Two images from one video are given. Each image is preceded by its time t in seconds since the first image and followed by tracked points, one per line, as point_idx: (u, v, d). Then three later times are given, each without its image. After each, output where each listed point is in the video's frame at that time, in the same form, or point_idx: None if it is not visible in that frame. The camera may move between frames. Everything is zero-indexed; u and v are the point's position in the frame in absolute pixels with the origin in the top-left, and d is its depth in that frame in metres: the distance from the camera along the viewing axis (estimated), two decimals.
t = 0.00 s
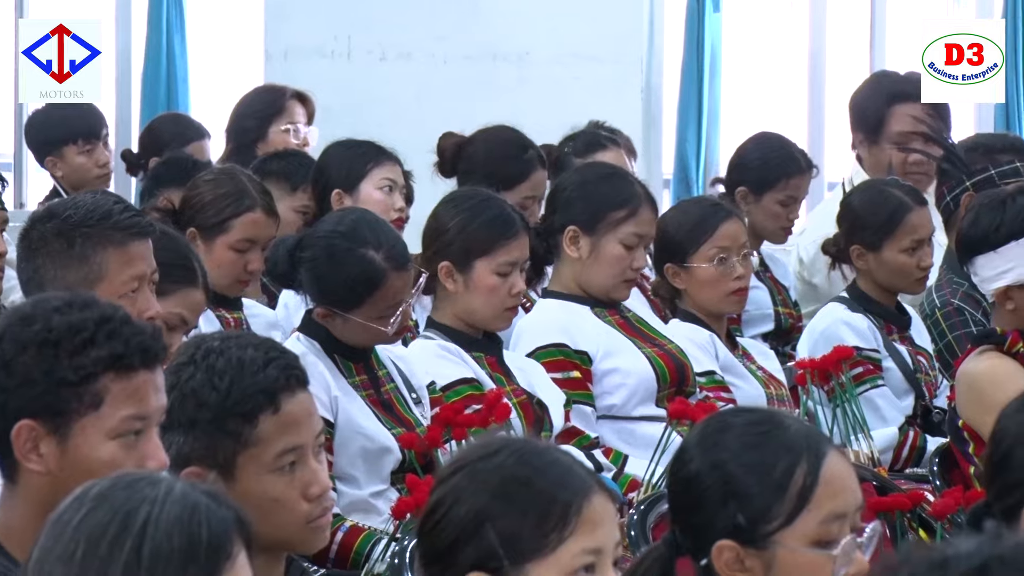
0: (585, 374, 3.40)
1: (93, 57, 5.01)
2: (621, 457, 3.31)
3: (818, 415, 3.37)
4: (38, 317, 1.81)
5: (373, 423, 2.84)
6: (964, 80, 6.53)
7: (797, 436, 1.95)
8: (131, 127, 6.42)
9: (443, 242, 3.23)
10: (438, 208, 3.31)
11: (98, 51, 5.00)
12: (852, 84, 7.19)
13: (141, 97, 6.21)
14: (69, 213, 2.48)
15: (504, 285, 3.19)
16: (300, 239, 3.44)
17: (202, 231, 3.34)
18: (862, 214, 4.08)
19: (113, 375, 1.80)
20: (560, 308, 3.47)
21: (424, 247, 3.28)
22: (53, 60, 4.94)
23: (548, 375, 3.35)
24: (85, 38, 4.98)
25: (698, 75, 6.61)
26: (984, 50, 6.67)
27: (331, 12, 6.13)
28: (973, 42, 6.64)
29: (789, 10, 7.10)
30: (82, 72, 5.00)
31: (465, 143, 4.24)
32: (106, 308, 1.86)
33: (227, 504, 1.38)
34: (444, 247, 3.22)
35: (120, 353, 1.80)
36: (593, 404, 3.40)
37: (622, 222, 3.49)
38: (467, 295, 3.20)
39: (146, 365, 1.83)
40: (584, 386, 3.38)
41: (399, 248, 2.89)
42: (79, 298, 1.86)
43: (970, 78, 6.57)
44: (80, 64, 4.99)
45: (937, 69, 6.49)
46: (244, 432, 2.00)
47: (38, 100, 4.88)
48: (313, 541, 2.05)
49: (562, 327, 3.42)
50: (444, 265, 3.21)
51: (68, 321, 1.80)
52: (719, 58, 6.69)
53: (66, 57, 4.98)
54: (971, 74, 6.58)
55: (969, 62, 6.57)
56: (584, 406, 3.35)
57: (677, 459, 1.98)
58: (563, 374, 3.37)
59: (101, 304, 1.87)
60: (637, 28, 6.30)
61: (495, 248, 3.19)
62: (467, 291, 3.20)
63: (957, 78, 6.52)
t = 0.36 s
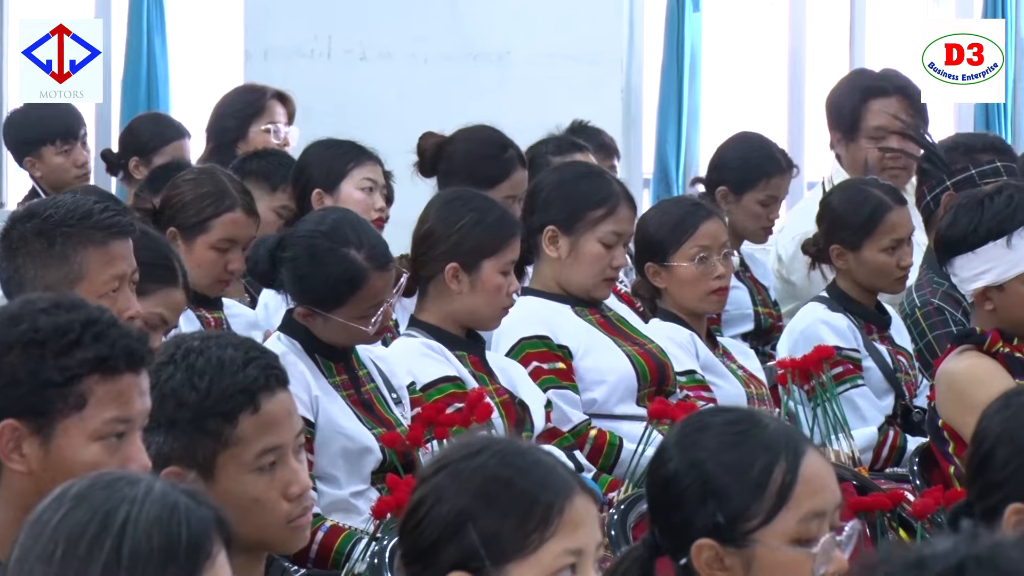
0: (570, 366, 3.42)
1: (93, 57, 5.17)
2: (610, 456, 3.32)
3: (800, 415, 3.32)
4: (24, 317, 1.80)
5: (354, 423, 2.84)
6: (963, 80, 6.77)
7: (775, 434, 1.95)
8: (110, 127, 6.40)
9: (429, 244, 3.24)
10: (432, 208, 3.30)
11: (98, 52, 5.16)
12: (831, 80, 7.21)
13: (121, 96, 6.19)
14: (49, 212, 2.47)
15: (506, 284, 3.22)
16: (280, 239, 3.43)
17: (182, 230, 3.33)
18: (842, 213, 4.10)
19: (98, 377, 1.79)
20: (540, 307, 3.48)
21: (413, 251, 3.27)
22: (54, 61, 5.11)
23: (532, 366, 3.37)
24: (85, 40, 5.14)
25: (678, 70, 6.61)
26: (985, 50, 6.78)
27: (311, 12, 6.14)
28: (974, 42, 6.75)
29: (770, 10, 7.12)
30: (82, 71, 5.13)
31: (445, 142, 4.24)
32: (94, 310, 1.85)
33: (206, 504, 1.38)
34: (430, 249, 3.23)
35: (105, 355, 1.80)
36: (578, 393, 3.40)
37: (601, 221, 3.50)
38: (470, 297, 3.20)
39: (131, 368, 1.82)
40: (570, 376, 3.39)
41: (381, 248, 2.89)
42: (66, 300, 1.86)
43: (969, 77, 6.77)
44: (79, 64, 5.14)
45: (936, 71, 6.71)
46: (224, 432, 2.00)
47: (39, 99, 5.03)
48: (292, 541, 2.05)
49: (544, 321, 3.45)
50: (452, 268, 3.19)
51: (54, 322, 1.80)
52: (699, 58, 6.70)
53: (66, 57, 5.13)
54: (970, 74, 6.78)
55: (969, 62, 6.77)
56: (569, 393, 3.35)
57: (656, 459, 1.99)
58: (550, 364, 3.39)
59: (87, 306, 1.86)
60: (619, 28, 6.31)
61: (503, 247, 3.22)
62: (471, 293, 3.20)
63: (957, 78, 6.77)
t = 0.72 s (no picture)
0: (548, 369, 3.43)
1: (93, 57, 5.29)
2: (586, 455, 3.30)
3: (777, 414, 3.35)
4: None
5: (333, 423, 2.84)
6: (963, 80, 7.12)
7: (753, 434, 1.96)
8: (90, 128, 6.38)
9: (409, 243, 3.24)
10: (414, 208, 3.30)
11: (98, 53, 5.28)
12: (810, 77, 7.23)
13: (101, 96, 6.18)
14: (30, 212, 2.46)
15: (486, 284, 3.23)
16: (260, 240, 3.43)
17: (161, 231, 3.33)
18: (821, 213, 4.12)
19: (59, 369, 1.79)
20: (518, 308, 3.48)
21: (394, 250, 3.27)
22: (54, 61, 5.20)
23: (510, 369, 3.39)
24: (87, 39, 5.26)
25: (658, 67, 6.62)
26: (985, 50, 7.00)
27: (290, 12, 6.14)
28: (974, 42, 6.99)
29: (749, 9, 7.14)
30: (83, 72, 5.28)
31: (424, 142, 4.24)
32: (53, 304, 1.86)
33: (187, 504, 1.38)
34: (410, 249, 3.23)
35: (65, 348, 1.80)
36: (555, 398, 3.42)
37: (580, 220, 3.51)
38: (450, 295, 3.20)
39: (93, 361, 1.82)
40: (548, 380, 3.42)
41: (360, 248, 2.89)
42: (27, 296, 1.87)
43: (969, 77, 7.10)
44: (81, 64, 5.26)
45: (936, 70, 7.08)
46: (203, 432, 2.00)
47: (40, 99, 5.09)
48: (271, 540, 2.05)
49: (523, 323, 3.46)
50: (431, 265, 3.19)
51: (14, 316, 1.80)
52: (678, 58, 6.72)
53: (66, 57, 5.23)
54: (970, 74, 7.09)
55: (969, 62, 7.08)
56: (547, 398, 3.39)
57: (635, 459, 2.00)
58: (527, 368, 3.40)
59: (48, 301, 1.87)
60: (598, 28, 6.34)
61: (483, 248, 3.22)
62: (451, 291, 3.20)
63: (957, 78, 7.10)
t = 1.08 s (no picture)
0: (524, 376, 3.42)
1: (92, 57, 5.73)
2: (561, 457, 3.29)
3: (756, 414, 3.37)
4: None
5: (311, 423, 2.84)
6: (964, 80, 7.18)
7: (726, 432, 1.97)
8: (68, 129, 6.37)
9: (387, 242, 3.24)
10: (391, 209, 3.30)
11: (97, 52, 5.73)
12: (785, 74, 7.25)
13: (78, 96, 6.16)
14: (6, 212, 2.46)
15: (463, 285, 3.23)
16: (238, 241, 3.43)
17: (140, 232, 3.32)
18: (798, 213, 4.14)
19: (36, 373, 1.79)
20: (495, 310, 3.49)
21: (372, 249, 3.27)
22: (54, 61, 5.62)
23: (488, 376, 3.36)
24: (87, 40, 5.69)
25: (635, 65, 6.64)
26: (985, 50, 7.08)
27: (267, 12, 6.14)
28: (974, 42, 7.07)
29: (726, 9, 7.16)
30: (83, 71, 5.70)
31: (402, 142, 4.25)
32: (32, 308, 1.87)
33: (165, 505, 1.39)
34: (388, 249, 3.23)
35: (42, 352, 1.80)
36: (531, 405, 3.41)
37: (559, 222, 3.52)
38: (425, 295, 3.20)
39: (69, 364, 1.83)
40: (523, 388, 3.39)
41: (337, 248, 2.89)
42: (4, 297, 1.88)
43: (970, 77, 7.16)
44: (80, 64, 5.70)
45: (937, 70, 7.11)
46: (181, 432, 2.01)
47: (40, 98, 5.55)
48: (249, 540, 2.06)
49: (500, 327, 3.46)
50: (408, 265, 3.19)
51: None
52: (655, 57, 6.73)
53: (66, 57, 5.67)
54: (970, 74, 7.16)
55: (968, 62, 7.16)
56: (523, 407, 3.37)
57: (608, 464, 2.00)
58: (503, 375, 3.38)
59: (25, 304, 1.88)
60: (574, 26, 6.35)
61: (460, 248, 3.23)
62: (427, 291, 3.20)
63: (957, 78, 7.16)
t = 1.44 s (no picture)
0: (498, 378, 3.43)
1: (92, 57, 6.10)
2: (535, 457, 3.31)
3: (731, 415, 3.38)
4: None
5: (286, 423, 2.85)
6: (963, 80, 7.23)
7: (692, 431, 1.98)
8: (42, 129, 6.35)
9: (362, 242, 3.24)
10: (365, 208, 3.31)
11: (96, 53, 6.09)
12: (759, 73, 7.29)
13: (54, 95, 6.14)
14: None
15: (435, 285, 3.23)
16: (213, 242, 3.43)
17: (116, 232, 3.32)
18: (772, 213, 4.16)
19: (9, 374, 1.79)
20: (469, 310, 3.50)
21: (346, 248, 3.28)
22: (55, 61, 6.08)
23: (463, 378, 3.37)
24: (84, 40, 6.08)
25: (609, 67, 6.67)
26: (985, 50, 7.13)
27: (242, 12, 6.14)
28: (973, 42, 7.14)
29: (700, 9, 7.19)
30: (81, 70, 6.13)
31: (377, 142, 4.25)
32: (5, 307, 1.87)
33: (139, 505, 1.39)
34: (363, 249, 3.24)
35: (15, 352, 1.80)
36: (505, 407, 3.42)
37: (534, 224, 3.53)
38: (396, 295, 3.21)
39: (42, 364, 1.82)
40: (497, 390, 3.40)
41: (312, 248, 2.89)
42: None
43: (969, 77, 7.21)
44: (79, 63, 6.11)
45: (937, 70, 7.22)
46: (156, 431, 2.01)
47: (40, 98, 6.06)
48: (224, 540, 2.07)
49: (474, 328, 3.47)
50: (379, 264, 3.20)
51: None
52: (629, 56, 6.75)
53: (66, 57, 6.09)
54: (970, 74, 7.21)
55: (969, 62, 7.22)
56: (497, 409, 3.37)
57: (576, 465, 2.01)
58: (477, 377, 3.40)
59: None
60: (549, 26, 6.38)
61: (433, 248, 3.23)
62: (398, 291, 3.21)
63: (957, 78, 7.22)
